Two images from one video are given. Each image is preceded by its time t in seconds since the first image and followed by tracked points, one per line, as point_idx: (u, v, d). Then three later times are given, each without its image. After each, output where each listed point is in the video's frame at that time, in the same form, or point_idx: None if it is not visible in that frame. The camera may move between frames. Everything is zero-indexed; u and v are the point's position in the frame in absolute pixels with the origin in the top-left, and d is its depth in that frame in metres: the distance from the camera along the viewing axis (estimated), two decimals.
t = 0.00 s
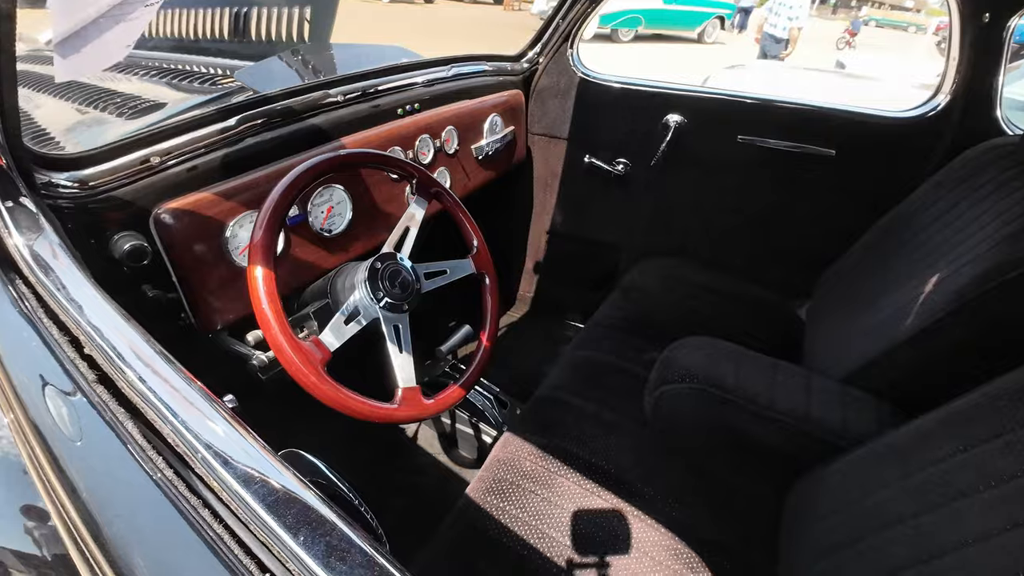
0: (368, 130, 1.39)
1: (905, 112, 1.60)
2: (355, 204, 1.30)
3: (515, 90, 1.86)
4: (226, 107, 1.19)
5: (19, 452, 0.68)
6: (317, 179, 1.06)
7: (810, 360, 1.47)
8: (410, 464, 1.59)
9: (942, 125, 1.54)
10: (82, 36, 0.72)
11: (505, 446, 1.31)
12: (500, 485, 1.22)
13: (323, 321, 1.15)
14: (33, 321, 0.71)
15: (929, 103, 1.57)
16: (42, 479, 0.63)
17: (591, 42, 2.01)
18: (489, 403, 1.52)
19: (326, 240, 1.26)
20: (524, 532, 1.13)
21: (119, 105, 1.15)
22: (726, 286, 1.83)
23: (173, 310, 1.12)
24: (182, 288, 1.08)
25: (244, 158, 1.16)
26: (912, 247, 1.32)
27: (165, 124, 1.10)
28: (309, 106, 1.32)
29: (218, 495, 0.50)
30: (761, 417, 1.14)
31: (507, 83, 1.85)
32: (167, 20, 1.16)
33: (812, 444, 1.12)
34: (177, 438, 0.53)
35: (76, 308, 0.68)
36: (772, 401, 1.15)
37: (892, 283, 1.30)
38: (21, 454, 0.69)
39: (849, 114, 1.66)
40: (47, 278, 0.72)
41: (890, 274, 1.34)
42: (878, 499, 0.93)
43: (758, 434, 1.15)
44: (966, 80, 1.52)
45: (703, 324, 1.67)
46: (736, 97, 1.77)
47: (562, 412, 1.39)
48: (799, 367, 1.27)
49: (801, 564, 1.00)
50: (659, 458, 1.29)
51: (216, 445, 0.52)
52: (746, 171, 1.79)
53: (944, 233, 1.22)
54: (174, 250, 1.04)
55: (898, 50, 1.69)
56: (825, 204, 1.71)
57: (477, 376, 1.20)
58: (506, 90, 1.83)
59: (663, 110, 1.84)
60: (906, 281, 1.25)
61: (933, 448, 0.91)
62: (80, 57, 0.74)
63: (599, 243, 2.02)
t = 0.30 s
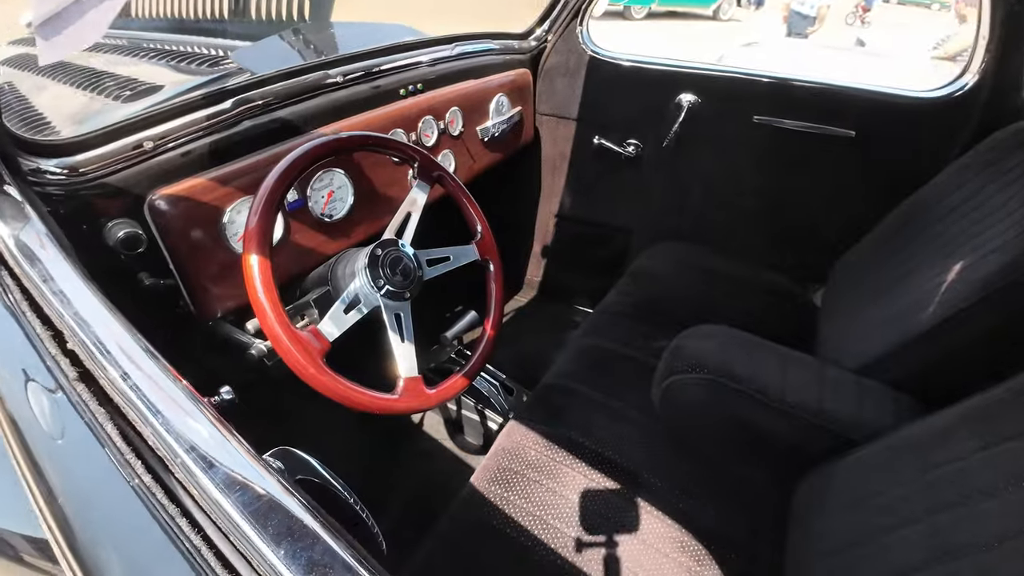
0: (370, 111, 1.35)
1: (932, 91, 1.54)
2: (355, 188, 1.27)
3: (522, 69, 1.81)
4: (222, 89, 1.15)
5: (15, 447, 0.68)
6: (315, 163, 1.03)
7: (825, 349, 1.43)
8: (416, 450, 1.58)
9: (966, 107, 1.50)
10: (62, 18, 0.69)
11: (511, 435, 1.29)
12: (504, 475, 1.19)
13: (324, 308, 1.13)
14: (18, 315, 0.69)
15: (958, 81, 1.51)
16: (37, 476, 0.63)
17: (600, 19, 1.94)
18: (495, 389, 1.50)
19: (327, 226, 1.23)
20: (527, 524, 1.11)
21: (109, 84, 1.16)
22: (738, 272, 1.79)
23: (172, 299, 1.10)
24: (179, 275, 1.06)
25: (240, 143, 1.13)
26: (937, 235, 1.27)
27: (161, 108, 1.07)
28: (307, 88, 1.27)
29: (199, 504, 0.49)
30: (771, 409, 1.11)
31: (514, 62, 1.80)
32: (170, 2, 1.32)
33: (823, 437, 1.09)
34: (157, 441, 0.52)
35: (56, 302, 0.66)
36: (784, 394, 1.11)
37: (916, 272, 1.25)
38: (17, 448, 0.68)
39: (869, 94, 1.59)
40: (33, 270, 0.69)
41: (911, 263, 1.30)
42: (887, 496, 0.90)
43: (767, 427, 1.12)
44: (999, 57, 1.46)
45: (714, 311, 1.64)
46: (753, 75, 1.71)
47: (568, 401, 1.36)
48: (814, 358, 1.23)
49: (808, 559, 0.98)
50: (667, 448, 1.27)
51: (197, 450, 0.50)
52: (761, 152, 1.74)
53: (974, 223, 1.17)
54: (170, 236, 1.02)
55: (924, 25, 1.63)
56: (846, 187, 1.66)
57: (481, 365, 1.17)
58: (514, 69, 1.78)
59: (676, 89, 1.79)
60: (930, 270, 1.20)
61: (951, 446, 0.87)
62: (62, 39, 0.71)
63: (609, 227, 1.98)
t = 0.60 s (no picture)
0: (375, 102, 1.33)
1: (955, 76, 1.51)
2: (360, 181, 1.25)
3: (529, 57, 1.78)
4: (223, 82, 1.15)
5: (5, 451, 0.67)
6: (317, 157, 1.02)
7: (838, 343, 1.41)
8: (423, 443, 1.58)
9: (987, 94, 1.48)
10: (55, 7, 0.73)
11: (517, 429, 1.29)
12: (509, 470, 1.19)
13: (329, 303, 1.12)
14: (12, 315, 0.69)
15: (982, 67, 1.50)
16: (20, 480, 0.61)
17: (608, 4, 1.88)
18: (502, 382, 1.50)
19: (331, 220, 1.22)
20: (532, 520, 1.10)
21: (109, 77, 1.15)
22: (750, 262, 1.76)
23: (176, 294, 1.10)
24: (182, 270, 1.06)
25: (242, 137, 1.12)
26: (957, 227, 1.24)
27: (162, 103, 1.06)
28: (309, 80, 1.26)
29: (192, 516, 0.49)
30: (781, 405, 1.09)
31: (521, 49, 1.77)
32: None
33: (835, 433, 1.07)
34: (151, 450, 0.52)
35: (52, 305, 0.65)
36: (796, 390, 1.10)
37: (934, 265, 1.22)
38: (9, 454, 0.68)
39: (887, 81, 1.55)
40: (30, 270, 0.69)
41: (929, 255, 1.27)
42: (899, 495, 0.89)
43: (778, 422, 1.10)
44: None
45: (724, 303, 1.62)
46: (767, 61, 1.66)
47: (575, 395, 1.35)
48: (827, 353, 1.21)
49: (817, 556, 0.97)
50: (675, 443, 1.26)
51: (193, 460, 0.51)
52: (775, 141, 1.71)
53: (997, 216, 1.14)
54: (172, 231, 1.02)
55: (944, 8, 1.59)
56: (865, 177, 1.63)
57: (486, 360, 1.16)
58: (522, 57, 1.76)
59: (686, 76, 1.75)
60: (948, 264, 1.17)
61: (967, 446, 0.85)
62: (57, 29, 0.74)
63: (618, 217, 1.95)
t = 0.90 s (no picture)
0: (380, 109, 1.35)
1: (968, 74, 1.49)
2: (366, 188, 1.27)
3: (535, 58, 1.79)
4: (231, 94, 1.17)
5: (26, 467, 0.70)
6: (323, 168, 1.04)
7: (845, 345, 1.41)
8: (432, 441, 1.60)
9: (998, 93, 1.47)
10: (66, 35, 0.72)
11: (522, 431, 1.31)
12: (515, 472, 1.21)
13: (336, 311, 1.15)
14: (30, 335, 0.72)
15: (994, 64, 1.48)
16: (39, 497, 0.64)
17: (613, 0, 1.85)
18: (508, 383, 1.52)
19: (338, 228, 1.24)
20: (537, 523, 1.13)
21: (120, 90, 1.15)
22: (758, 262, 1.77)
23: (189, 303, 1.13)
24: (193, 280, 1.08)
25: (250, 149, 1.14)
26: (965, 231, 1.23)
27: (171, 116, 1.09)
28: (314, 90, 1.28)
29: (203, 536, 0.51)
30: (784, 410, 1.10)
31: (526, 50, 1.77)
32: None
33: (839, 438, 1.08)
34: (164, 471, 0.55)
35: (69, 327, 0.68)
36: (800, 396, 1.11)
37: (942, 270, 1.22)
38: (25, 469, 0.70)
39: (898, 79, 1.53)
40: (47, 291, 0.72)
41: (937, 259, 1.27)
42: (904, 502, 0.90)
43: (782, 427, 1.12)
44: None
45: (732, 304, 1.62)
46: (775, 59, 1.63)
47: (581, 397, 1.37)
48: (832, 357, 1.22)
49: (820, 560, 0.98)
50: (679, 445, 1.27)
51: (204, 479, 0.54)
52: (783, 140, 1.70)
53: (1005, 221, 1.13)
54: (184, 243, 1.05)
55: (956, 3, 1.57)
56: (874, 176, 1.63)
57: (491, 365, 1.18)
58: (528, 58, 1.77)
59: (694, 75, 1.73)
60: (955, 270, 1.17)
61: (971, 455, 0.86)
62: (67, 56, 0.74)
63: (625, 215, 1.96)
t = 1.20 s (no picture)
0: (390, 112, 1.36)
1: (985, 69, 1.47)
2: (375, 190, 1.28)
3: (544, 57, 1.79)
4: (242, 99, 1.18)
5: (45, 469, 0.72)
6: (334, 172, 1.05)
7: (860, 344, 1.41)
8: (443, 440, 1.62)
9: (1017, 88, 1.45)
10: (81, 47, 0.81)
11: (532, 431, 1.32)
12: (525, 472, 1.22)
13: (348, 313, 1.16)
14: (50, 341, 0.73)
15: (1012, 59, 1.46)
16: (58, 501, 0.66)
17: None
18: (519, 382, 1.53)
19: (348, 231, 1.25)
20: (548, 524, 1.13)
21: (135, 98, 1.15)
22: (770, 261, 1.76)
23: (205, 307, 1.15)
24: (207, 283, 1.10)
25: (261, 154, 1.16)
26: (982, 230, 1.23)
27: (184, 124, 1.11)
28: (323, 94, 1.29)
29: (218, 544, 0.52)
30: (795, 410, 1.10)
31: (535, 50, 1.77)
32: None
33: (851, 440, 1.08)
34: (178, 477, 0.57)
35: (87, 335, 0.70)
36: (812, 397, 1.10)
37: (957, 270, 1.21)
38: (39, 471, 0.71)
39: (913, 75, 1.51)
40: (66, 298, 0.74)
41: (952, 259, 1.26)
42: (916, 505, 0.90)
43: (794, 428, 1.12)
44: None
45: (744, 303, 1.62)
46: (787, 55, 1.62)
47: (590, 397, 1.38)
48: (845, 357, 1.22)
49: (832, 562, 0.99)
50: (691, 446, 1.28)
51: (218, 485, 0.55)
52: (796, 138, 1.69)
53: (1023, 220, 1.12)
54: (198, 247, 1.06)
55: None
56: (888, 173, 1.61)
57: (500, 366, 1.18)
58: (537, 58, 1.77)
59: (705, 73, 1.72)
60: (971, 270, 1.16)
61: (985, 458, 0.86)
62: (82, 67, 0.82)
63: (636, 214, 1.96)
